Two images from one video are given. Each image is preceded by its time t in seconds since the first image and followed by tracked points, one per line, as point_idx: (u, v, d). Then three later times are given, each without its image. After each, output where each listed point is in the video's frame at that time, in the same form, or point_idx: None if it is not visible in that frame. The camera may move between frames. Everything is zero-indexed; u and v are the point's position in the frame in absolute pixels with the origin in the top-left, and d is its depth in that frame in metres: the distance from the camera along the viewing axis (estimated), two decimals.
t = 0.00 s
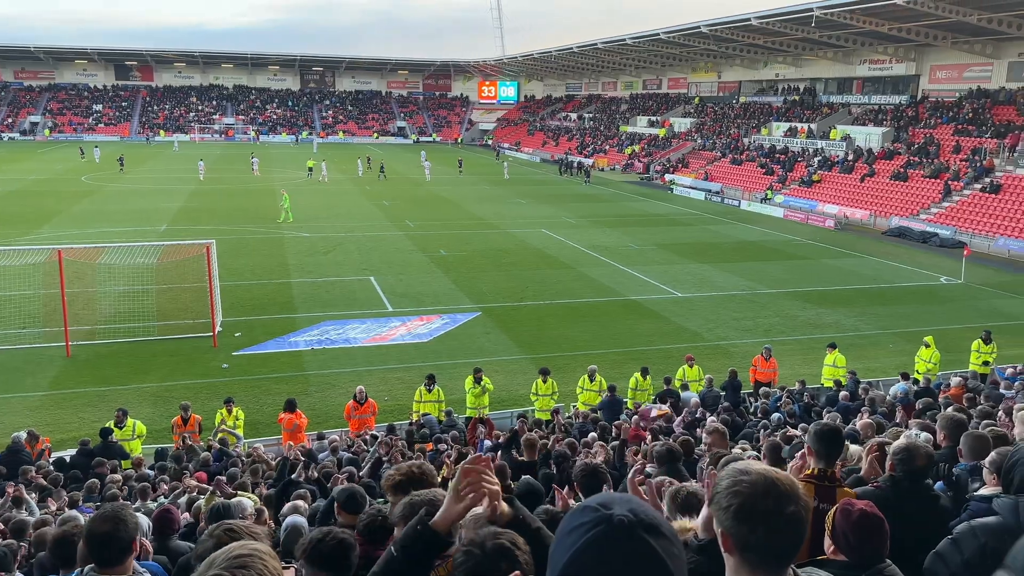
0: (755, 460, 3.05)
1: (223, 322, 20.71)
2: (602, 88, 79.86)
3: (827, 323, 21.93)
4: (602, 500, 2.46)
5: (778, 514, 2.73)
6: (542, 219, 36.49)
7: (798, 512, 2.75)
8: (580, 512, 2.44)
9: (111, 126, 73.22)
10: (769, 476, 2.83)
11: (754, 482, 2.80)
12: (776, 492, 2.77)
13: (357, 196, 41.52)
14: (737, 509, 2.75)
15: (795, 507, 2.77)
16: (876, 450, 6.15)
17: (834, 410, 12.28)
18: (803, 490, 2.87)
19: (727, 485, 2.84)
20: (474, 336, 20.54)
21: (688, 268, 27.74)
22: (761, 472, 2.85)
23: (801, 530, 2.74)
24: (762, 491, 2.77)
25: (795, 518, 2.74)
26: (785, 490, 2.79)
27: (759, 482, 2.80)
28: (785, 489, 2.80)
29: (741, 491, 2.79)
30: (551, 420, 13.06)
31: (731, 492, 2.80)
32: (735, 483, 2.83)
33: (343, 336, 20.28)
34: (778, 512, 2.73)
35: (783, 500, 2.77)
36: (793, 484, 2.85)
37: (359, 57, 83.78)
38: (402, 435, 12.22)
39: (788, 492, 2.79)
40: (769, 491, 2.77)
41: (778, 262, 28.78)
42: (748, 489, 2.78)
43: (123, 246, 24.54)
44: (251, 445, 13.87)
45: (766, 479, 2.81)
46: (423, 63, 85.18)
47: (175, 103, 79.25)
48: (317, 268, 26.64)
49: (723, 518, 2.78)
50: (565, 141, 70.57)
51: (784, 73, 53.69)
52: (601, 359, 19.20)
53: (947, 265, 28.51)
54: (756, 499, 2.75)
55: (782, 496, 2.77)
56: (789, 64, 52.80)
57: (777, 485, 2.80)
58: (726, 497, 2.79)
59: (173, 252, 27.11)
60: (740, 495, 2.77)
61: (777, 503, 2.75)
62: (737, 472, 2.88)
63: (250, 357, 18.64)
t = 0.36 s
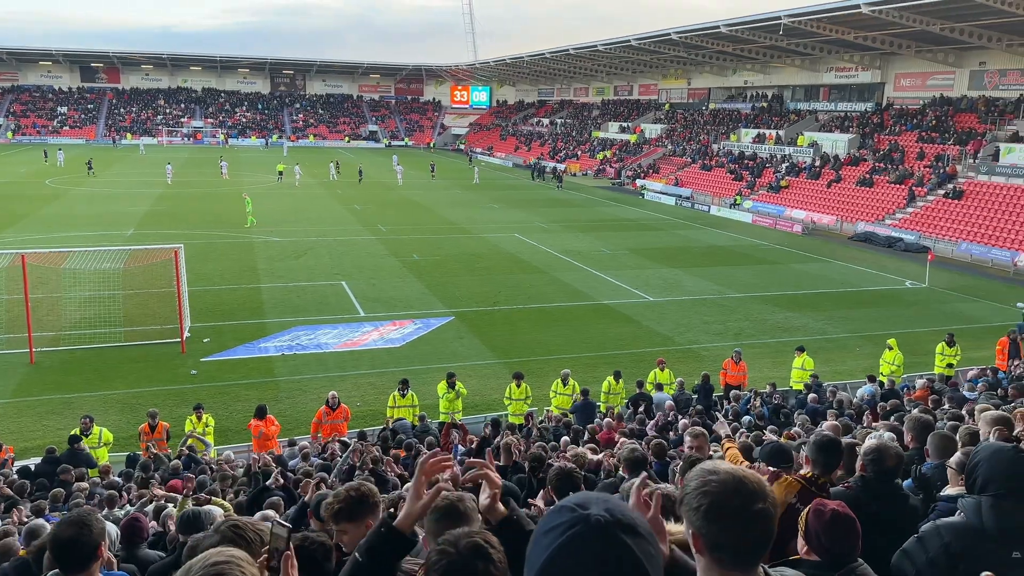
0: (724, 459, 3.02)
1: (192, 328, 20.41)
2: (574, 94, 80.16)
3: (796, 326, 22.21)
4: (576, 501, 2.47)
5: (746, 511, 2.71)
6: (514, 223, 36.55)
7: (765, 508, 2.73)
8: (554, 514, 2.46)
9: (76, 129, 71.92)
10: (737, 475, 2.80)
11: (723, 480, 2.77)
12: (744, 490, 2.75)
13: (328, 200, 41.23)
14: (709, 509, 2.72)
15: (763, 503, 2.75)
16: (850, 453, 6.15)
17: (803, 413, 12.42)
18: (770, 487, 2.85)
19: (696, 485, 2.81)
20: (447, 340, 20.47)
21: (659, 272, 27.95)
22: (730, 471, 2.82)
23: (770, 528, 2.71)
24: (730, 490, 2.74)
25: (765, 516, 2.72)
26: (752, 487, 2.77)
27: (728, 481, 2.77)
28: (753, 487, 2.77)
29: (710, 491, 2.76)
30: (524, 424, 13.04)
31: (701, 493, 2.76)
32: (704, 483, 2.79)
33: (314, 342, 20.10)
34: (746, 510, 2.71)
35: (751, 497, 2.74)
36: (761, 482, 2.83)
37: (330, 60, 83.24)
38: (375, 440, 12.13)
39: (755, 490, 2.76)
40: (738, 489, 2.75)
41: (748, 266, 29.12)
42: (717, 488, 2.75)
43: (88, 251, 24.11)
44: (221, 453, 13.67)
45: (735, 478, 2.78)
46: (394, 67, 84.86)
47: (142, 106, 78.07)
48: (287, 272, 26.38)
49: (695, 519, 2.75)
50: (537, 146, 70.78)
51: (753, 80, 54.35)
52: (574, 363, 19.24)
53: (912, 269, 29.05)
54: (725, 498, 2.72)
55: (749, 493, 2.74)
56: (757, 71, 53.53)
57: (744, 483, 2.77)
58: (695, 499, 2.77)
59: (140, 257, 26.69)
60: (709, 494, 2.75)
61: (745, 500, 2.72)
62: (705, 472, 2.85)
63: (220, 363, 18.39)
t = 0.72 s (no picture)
0: (696, 459, 3.04)
1: (170, 330, 20.20)
2: (554, 96, 80.34)
3: (775, 326, 22.39)
4: (553, 493, 2.45)
5: (718, 510, 2.71)
6: (495, 224, 36.54)
7: (737, 506, 2.74)
8: (531, 507, 2.43)
9: (52, 129, 71.00)
10: (710, 475, 2.81)
11: (695, 481, 2.78)
12: (717, 490, 2.75)
13: (308, 201, 41.02)
14: (683, 510, 2.73)
15: (735, 501, 2.76)
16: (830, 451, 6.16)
17: (782, 411, 12.51)
18: (743, 486, 2.86)
19: (671, 486, 2.82)
20: (429, 342, 20.41)
21: (639, 273, 28.07)
22: (701, 471, 2.83)
23: (745, 528, 2.72)
24: (702, 490, 2.75)
25: (736, 513, 2.72)
26: (724, 486, 2.77)
27: (700, 481, 2.78)
28: (725, 486, 2.78)
29: (683, 491, 2.77)
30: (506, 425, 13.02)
31: (674, 494, 2.77)
32: (677, 484, 2.81)
33: (294, 344, 19.97)
34: (718, 509, 2.71)
35: (724, 496, 2.74)
36: (732, 480, 2.83)
37: (309, 61, 82.79)
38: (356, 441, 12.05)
39: (728, 487, 2.78)
40: (710, 489, 2.76)
41: (727, 267, 29.33)
42: (690, 487, 2.77)
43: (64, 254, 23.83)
44: (199, 456, 13.53)
45: (706, 478, 2.79)
46: (375, 68, 84.62)
47: (119, 106, 77.20)
48: (267, 274, 26.19)
49: (669, 520, 2.76)
50: (518, 147, 70.86)
51: (732, 82, 54.74)
52: (555, 363, 19.26)
53: (888, 269, 29.40)
54: (697, 498, 2.73)
55: (722, 492, 2.75)
56: (736, 73, 53.96)
57: (716, 482, 2.78)
58: (669, 500, 2.78)
59: (117, 258, 26.40)
60: (682, 495, 2.76)
61: (716, 499, 2.73)
62: (678, 473, 2.86)
63: (198, 366, 18.22)
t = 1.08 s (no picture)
0: (672, 460, 3.02)
1: (152, 328, 20.02)
2: (541, 93, 80.37)
3: (759, 323, 22.50)
4: (525, 492, 2.41)
5: (696, 511, 2.70)
6: (481, 222, 36.48)
7: (714, 507, 2.73)
8: (503, 507, 2.40)
9: (34, 125, 70.25)
10: (687, 475, 2.79)
11: (672, 481, 2.75)
12: (693, 490, 2.74)
13: (293, 198, 40.79)
14: (660, 511, 2.71)
15: (712, 503, 2.74)
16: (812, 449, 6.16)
17: (766, 408, 12.56)
18: (720, 486, 2.85)
19: (646, 488, 2.80)
20: (414, 339, 20.35)
21: (625, 270, 28.12)
22: (678, 471, 2.81)
23: (722, 530, 2.71)
24: (679, 491, 2.73)
25: (714, 514, 2.71)
26: (702, 486, 2.76)
27: (677, 482, 2.76)
28: (702, 487, 2.76)
29: (660, 492, 2.75)
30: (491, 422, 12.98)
31: (651, 496, 2.75)
32: (654, 485, 2.78)
33: (278, 341, 19.84)
34: (695, 509, 2.70)
35: (702, 496, 2.73)
36: (710, 481, 2.83)
37: (294, 57, 82.31)
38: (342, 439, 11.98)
39: (705, 489, 2.76)
40: (687, 489, 2.74)
41: (713, 264, 29.42)
42: (667, 489, 2.74)
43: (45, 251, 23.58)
44: (182, 454, 13.41)
45: (682, 478, 2.77)
46: (360, 64, 84.27)
47: (102, 102, 76.46)
48: (251, 271, 26.01)
49: (647, 522, 2.74)
50: (505, 144, 70.81)
51: (717, 80, 54.94)
52: (540, 360, 19.26)
53: (871, 267, 29.60)
54: (674, 499, 2.71)
55: (699, 492, 2.74)
56: (722, 71, 54.16)
57: (693, 483, 2.76)
58: (646, 501, 2.76)
59: (100, 255, 26.15)
60: (659, 497, 2.73)
61: (694, 500, 2.72)
62: (655, 474, 2.83)
63: (181, 364, 18.08)
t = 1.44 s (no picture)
0: (665, 458, 3.01)
1: (153, 322, 20.03)
2: (543, 88, 80.31)
3: (760, 319, 22.46)
4: (509, 484, 2.41)
5: (688, 509, 2.69)
6: (482, 217, 36.45)
7: (706, 506, 2.72)
8: (487, 498, 2.39)
9: (36, 119, 70.22)
10: (679, 472, 2.78)
11: (663, 479, 2.75)
12: (686, 488, 2.73)
13: (295, 193, 40.77)
14: (651, 509, 2.69)
15: (705, 501, 2.73)
16: (810, 444, 6.14)
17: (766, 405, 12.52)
18: (712, 485, 2.84)
19: (638, 485, 2.78)
20: (415, 334, 20.34)
21: (626, 266, 28.09)
22: (670, 469, 2.80)
23: (713, 528, 2.70)
24: (671, 489, 2.72)
25: (705, 512, 2.70)
26: (694, 485, 2.75)
27: (669, 479, 2.75)
28: (694, 485, 2.76)
29: (652, 490, 2.73)
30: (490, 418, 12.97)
31: (643, 493, 2.73)
32: (646, 483, 2.76)
33: (279, 336, 19.84)
34: (687, 507, 2.69)
35: (693, 495, 2.72)
36: (702, 479, 2.82)
37: (297, 51, 82.22)
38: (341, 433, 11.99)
39: (697, 488, 2.74)
40: (679, 487, 2.73)
41: (714, 261, 29.38)
42: (658, 487, 2.73)
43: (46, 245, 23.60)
44: (181, 448, 13.42)
45: (675, 475, 2.76)
46: (363, 59, 84.17)
47: (104, 96, 76.39)
48: (253, 266, 26.01)
49: (637, 519, 2.72)
50: (507, 140, 70.72)
51: (720, 76, 54.84)
52: (540, 356, 19.25)
53: (873, 263, 29.53)
54: (666, 496, 2.70)
55: (691, 490, 2.72)
56: (725, 67, 54.02)
57: (685, 481, 2.75)
58: (637, 499, 2.74)
59: (101, 249, 26.15)
60: (651, 494, 2.72)
61: (686, 498, 2.70)
62: (647, 471, 2.82)
63: (182, 358, 18.10)
